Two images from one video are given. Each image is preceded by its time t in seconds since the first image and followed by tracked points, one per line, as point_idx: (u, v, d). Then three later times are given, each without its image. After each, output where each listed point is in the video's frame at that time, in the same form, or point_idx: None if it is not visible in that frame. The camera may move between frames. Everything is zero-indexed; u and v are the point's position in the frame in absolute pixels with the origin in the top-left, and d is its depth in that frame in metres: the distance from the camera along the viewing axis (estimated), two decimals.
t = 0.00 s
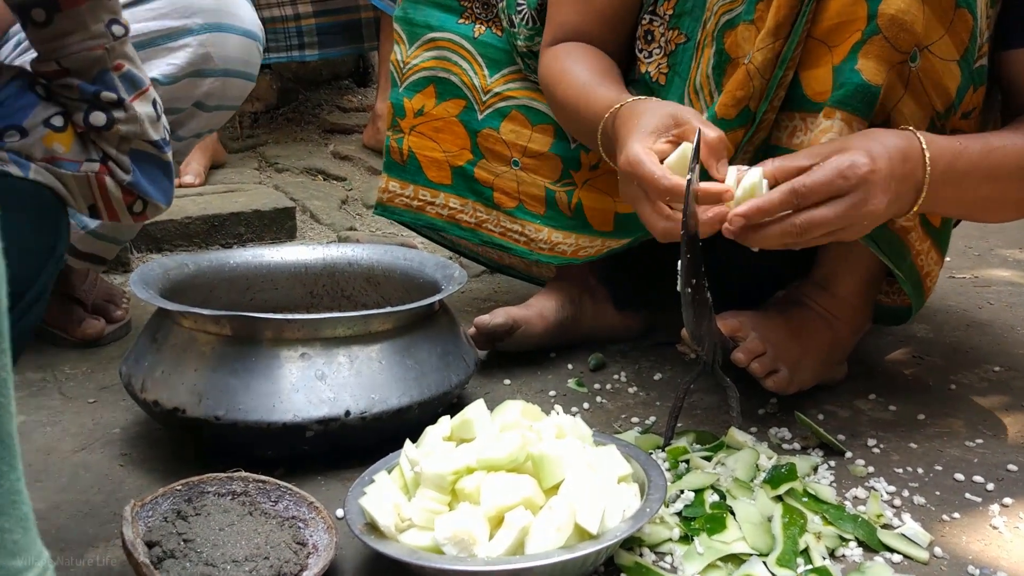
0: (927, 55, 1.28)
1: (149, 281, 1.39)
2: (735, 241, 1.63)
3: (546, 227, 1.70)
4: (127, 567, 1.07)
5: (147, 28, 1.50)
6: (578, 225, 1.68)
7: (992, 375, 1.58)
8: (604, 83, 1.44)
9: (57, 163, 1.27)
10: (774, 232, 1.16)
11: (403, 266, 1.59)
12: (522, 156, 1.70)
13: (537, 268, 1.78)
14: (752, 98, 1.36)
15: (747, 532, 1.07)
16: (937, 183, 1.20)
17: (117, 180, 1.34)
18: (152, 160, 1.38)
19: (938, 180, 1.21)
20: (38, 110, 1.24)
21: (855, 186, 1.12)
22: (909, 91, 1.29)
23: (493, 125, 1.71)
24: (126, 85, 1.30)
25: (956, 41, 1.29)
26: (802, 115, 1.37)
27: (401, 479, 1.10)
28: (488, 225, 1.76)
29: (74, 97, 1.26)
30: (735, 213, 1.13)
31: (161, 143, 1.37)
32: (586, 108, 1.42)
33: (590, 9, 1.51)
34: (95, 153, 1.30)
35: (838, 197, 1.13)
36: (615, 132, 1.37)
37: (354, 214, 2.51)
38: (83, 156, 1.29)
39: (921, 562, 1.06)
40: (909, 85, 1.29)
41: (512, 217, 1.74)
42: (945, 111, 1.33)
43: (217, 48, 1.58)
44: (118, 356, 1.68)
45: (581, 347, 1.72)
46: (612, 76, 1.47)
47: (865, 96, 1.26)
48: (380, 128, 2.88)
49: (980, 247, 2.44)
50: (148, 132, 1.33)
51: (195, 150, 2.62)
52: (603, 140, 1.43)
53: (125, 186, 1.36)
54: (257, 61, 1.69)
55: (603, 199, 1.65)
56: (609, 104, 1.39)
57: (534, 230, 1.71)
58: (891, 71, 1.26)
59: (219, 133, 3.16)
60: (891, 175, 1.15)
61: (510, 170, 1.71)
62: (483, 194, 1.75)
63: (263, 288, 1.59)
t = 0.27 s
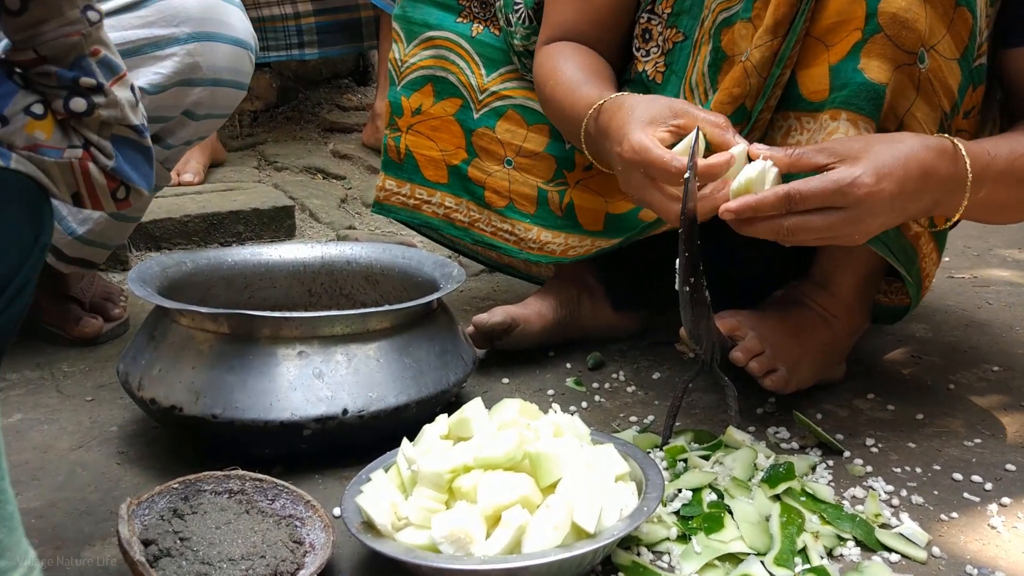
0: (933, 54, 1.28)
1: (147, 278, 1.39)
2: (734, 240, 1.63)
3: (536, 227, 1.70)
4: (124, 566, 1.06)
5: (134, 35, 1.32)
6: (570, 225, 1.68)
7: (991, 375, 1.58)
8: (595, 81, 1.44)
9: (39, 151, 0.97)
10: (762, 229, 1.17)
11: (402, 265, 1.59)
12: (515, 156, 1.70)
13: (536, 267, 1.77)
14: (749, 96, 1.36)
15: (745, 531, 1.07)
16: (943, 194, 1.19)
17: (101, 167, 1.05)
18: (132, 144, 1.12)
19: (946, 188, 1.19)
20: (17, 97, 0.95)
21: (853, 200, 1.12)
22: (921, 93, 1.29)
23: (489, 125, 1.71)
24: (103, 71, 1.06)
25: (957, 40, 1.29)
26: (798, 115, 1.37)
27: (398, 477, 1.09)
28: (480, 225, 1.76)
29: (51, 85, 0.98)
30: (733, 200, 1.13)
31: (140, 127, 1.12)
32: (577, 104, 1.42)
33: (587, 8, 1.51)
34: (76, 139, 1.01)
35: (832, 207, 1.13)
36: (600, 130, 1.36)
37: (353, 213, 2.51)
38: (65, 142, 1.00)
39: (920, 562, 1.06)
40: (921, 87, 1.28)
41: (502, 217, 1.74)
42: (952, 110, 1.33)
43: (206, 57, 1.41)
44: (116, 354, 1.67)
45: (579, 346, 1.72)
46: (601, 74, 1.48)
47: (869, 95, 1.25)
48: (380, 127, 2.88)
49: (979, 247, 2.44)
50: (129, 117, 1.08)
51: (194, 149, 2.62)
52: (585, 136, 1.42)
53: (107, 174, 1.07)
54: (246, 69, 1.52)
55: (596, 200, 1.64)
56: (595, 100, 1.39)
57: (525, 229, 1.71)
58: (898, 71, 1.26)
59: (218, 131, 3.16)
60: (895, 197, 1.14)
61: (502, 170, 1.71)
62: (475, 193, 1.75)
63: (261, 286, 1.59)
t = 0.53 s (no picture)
0: (931, 57, 1.27)
1: (144, 278, 1.38)
2: (732, 241, 1.63)
3: (532, 229, 1.70)
4: (120, 566, 1.06)
5: (136, 36, 1.32)
6: (566, 227, 1.67)
7: (989, 376, 1.58)
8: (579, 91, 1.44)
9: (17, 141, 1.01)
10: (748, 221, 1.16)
11: (400, 265, 1.58)
12: (510, 157, 1.69)
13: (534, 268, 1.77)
14: (747, 99, 1.35)
15: (743, 532, 1.07)
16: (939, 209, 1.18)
17: (82, 157, 1.06)
18: (114, 133, 1.11)
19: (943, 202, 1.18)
20: None
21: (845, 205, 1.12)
22: (921, 96, 1.28)
23: (485, 126, 1.71)
24: (78, 60, 1.03)
25: (953, 42, 1.30)
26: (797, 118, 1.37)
27: (395, 478, 1.09)
28: (477, 226, 1.76)
29: (28, 75, 0.98)
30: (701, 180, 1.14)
31: (119, 116, 1.10)
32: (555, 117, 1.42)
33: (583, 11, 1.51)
34: (56, 128, 1.02)
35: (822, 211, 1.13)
36: (573, 148, 1.38)
37: (352, 213, 2.51)
38: (44, 132, 1.02)
39: (917, 564, 1.05)
40: (921, 91, 1.27)
41: (499, 218, 1.73)
42: (949, 113, 1.33)
43: (208, 57, 1.40)
44: (114, 354, 1.67)
45: (577, 347, 1.72)
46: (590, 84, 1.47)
47: (867, 98, 1.25)
48: (379, 128, 2.88)
49: (977, 249, 2.44)
50: (108, 106, 1.06)
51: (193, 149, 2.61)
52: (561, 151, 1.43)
53: (89, 163, 1.08)
54: (247, 68, 1.50)
55: (590, 202, 1.63)
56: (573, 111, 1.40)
57: (521, 231, 1.71)
58: (897, 75, 1.25)
59: (217, 131, 3.16)
60: (888, 207, 1.14)
61: (498, 171, 1.71)
62: (472, 195, 1.74)
63: (259, 286, 1.59)
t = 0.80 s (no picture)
0: (930, 61, 1.27)
1: (144, 281, 1.38)
2: (732, 243, 1.63)
3: (525, 231, 1.70)
4: (120, 570, 1.06)
5: (129, 36, 1.31)
6: (562, 230, 1.67)
7: (989, 379, 1.58)
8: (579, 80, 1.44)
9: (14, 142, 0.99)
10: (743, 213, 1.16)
11: (400, 267, 1.58)
12: (506, 160, 1.69)
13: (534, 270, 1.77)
14: (743, 102, 1.36)
15: (742, 535, 1.07)
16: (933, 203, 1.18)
17: (79, 160, 1.05)
18: (106, 134, 1.11)
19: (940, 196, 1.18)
20: None
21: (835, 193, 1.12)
22: (921, 101, 1.28)
23: (481, 129, 1.71)
24: (74, 65, 1.04)
25: (951, 45, 1.29)
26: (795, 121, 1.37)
27: (395, 481, 1.09)
28: (469, 229, 1.76)
29: (25, 77, 0.98)
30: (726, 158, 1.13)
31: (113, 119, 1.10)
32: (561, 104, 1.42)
33: (579, 13, 1.51)
34: (52, 130, 1.02)
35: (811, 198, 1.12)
36: (582, 126, 1.37)
37: (352, 215, 2.51)
38: (41, 134, 1.01)
39: (917, 566, 1.05)
40: (922, 95, 1.28)
41: (492, 221, 1.73)
42: (949, 116, 1.33)
43: (201, 58, 1.39)
44: (114, 357, 1.67)
45: (577, 349, 1.72)
46: (586, 73, 1.47)
47: (866, 102, 1.26)
48: (379, 130, 2.88)
49: (977, 251, 2.44)
50: (102, 109, 1.07)
51: (192, 150, 2.61)
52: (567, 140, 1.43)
53: (83, 166, 1.06)
54: (240, 67, 1.48)
55: (586, 206, 1.64)
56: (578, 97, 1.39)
57: (514, 233, 1.71)
58: (896, 78, 1.26)
59: (217, 133, 3.16)
60: (878, 198, 1.14)
61: (493, 173, 1.71)
62: (466, 197, 1.74)
63: (258, 288, 1.59)
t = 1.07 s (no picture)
0: (929, 61, 1.27)
1: (145, 283, 1.38)
2: (732, 244, 1.63)
3: (530, 233, 1.70)
4: (121, 572, 1.06)
5: (119, 37, 1.31)
6: (564, 232, 1.67)
7: (990, 380, 1.58)
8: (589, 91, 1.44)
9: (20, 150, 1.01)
10: (771, 209, 1.15)
11: (400, 269, 1.59)
12: (510, 162, 1.70)
13: (535, 272, 1.77)
14: (743, 103, 1.35)
15: (743, 537, 1.07)
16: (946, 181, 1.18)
17: (84, 170, 1.06)
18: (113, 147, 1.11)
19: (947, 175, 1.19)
20: None
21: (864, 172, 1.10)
22: (918, 100, 1.28)
23: (485, 131, 1.71)
24: (84, 76, 1.04)
25: (951, 46, 1.30)
26: (796, 123, 1.37)
27: (396, 484, 1.09)
28: (474, 232, 1.75)
29: (33, 89, 0.98)
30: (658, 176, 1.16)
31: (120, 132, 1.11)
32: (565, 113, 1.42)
33: (582, 15, 1.52)
34: (59, 140, 1.03)
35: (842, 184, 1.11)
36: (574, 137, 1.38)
37: (353, 217, 2.51)
38: (49, 143, 1.02)
39: (918, 568, 1.05)
40: (919, 95, 1.28)
41: (497, 223, 1.73)
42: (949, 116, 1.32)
43: (191, 59, 1.38)
44: (115, 360, 1.67)
45: (577, 351, 1.72)
46: (593, 82, 1.47)
47: (865, 101, 1.25)
48: (379, 132, 2.88)
49: (978, 252, 2.44)
50: (110, 121, 1.07)
51: (193, 153, 2.62)
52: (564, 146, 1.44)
53: (89, 175, 1.07)
54: (234, 69, 1.49)
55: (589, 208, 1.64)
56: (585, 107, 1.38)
57: (519, 235, 1.71)
58: (896, 78, 1.26)
59: (218, 136, 3.16)
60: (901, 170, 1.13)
61: (497, 176, 1.71)
62: (471, 200, 1.74)
63: (259, 291, 1.59)
